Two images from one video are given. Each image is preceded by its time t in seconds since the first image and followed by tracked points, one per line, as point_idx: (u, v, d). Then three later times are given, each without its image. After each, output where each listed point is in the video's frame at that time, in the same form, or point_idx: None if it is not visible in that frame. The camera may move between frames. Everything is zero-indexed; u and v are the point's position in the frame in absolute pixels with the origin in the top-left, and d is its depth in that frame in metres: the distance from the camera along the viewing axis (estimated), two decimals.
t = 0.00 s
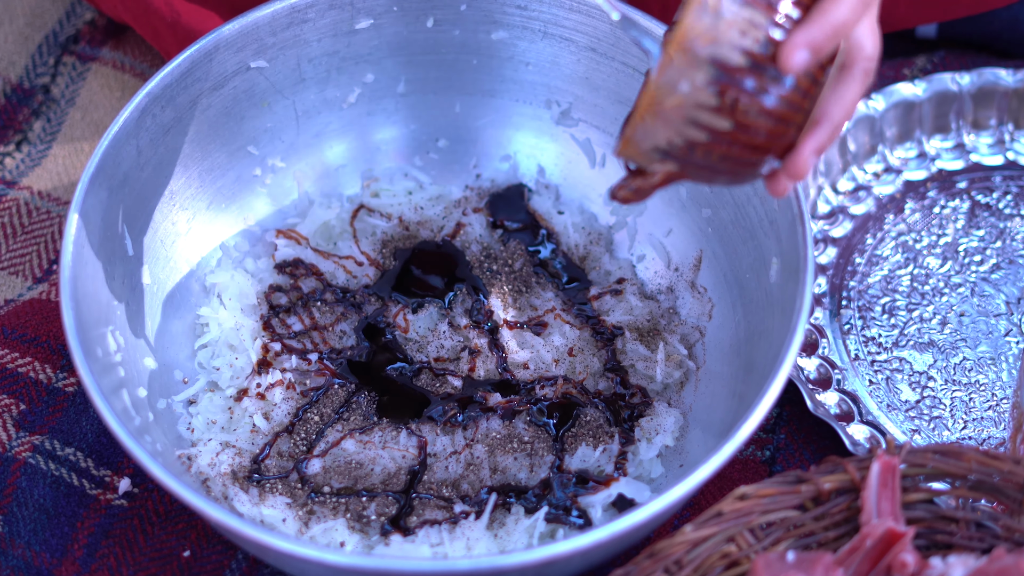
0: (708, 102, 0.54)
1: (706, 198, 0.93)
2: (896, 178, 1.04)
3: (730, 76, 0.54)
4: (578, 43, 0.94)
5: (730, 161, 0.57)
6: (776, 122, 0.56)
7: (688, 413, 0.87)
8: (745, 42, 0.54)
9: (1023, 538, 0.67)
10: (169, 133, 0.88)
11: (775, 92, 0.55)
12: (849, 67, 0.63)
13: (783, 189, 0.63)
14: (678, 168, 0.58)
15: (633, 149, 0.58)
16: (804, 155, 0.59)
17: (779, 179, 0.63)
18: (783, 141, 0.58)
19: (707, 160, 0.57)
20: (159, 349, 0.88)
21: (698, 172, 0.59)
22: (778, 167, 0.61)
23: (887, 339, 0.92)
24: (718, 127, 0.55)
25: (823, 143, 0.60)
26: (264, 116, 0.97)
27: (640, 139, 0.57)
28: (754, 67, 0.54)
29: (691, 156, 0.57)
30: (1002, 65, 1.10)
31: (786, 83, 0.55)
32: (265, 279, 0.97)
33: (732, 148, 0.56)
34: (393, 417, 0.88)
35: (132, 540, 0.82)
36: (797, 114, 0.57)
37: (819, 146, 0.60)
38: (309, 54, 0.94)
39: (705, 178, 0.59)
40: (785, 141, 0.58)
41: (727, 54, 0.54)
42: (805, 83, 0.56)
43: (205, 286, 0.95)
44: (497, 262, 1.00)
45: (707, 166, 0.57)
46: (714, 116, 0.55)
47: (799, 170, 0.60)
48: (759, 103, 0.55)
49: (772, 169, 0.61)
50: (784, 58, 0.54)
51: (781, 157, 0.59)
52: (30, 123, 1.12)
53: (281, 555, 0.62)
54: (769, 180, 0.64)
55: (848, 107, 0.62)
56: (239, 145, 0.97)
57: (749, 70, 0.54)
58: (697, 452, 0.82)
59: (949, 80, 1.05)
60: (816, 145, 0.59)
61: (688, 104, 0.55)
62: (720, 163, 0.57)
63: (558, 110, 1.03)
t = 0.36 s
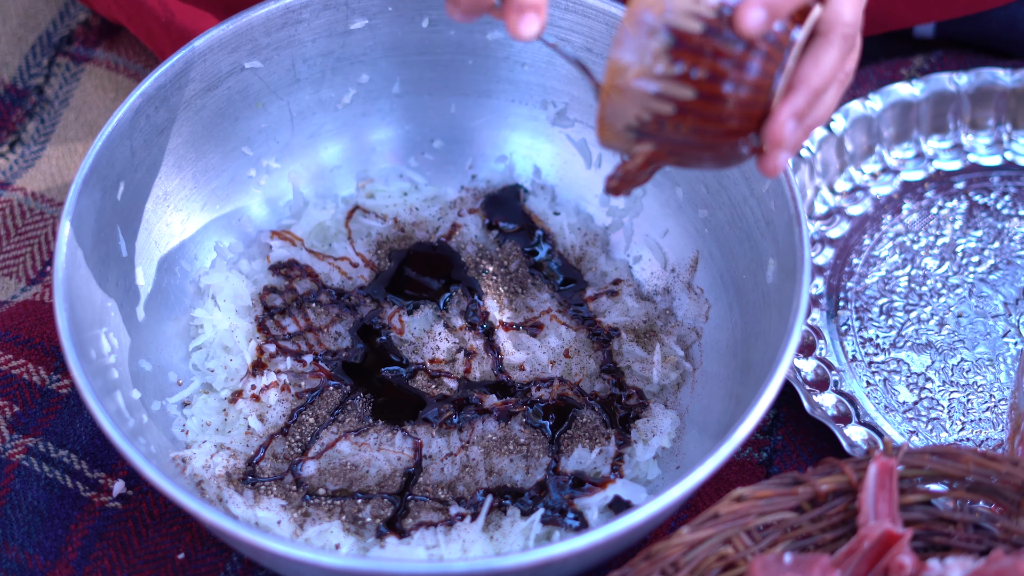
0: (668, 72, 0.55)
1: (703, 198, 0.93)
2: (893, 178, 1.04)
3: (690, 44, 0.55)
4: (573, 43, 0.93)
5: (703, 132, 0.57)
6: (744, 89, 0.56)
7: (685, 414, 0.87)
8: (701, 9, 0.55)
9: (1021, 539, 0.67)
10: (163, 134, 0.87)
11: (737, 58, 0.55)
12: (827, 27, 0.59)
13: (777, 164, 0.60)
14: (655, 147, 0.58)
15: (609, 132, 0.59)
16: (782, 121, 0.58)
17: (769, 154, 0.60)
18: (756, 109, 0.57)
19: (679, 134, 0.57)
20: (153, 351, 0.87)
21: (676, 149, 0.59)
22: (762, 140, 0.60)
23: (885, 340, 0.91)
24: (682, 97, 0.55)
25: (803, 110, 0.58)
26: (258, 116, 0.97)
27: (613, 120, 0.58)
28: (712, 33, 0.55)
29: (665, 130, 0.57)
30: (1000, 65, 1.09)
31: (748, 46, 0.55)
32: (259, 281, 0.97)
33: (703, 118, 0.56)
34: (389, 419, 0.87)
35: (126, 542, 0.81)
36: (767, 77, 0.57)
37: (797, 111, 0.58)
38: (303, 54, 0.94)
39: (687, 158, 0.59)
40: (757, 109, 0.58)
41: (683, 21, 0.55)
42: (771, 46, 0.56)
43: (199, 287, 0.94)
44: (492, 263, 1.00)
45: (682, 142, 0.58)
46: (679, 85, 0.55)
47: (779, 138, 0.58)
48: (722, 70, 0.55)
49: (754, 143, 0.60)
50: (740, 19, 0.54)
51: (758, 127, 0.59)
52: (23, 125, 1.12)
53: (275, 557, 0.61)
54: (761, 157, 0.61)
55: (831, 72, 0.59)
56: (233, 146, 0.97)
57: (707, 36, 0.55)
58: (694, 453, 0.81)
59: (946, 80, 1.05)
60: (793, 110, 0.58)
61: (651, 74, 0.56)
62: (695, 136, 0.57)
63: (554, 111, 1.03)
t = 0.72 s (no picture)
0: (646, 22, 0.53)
1: (704, 199, 0.92)
2: (895, 179, 1.03)
3: None
4: (573, 43, 0.92)
5: (682, 89, 0.54)
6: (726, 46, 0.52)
7: (686, 416, 0.86)
8: None
9: None
10: (161, 136, 0.87)
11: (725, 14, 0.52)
12: None
13: (763, 132, 0.54)
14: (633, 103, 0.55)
15: (587, 87, 0.57)
16: (766, 84, 0.53)
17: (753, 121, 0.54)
18: (740, 71, 0.54)
19: (656, 90, 0.54)
20: (152, 354, 0.87)
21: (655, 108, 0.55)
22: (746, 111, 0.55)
23: (887, 342, 0.91)
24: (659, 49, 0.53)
25: (791, 76, 0.53)
26: (257, 117, 0.97)
27: (590, 73, 0.56)
28: None
29: (643, 84, 0.54)
30: (1002, 65, 1.09)
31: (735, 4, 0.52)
32: (258, 283, 0.96)
33: (680, 75, 0.53)
34: (388, 422, 0.87)
35: (124, 546, 0.81)
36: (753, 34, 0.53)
37: (784, 75, 0.53)
38: (302, 55, 0.93)
39: (665, 121, 0.56)
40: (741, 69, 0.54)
41: None
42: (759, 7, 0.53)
43: (197, 289, 0.94)
44: (492, 265, 0.99)
45: (659, 99, 0.54)
46: (657, 37, 0.53)
47: (762, 102, 0.53)
48: (704, 24, 0.52)
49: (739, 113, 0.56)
50: None
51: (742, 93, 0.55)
52: (20, 126, 1.11)
53: (274, 561, 0.61)
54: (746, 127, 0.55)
55: (825, 43, 0.55)
56: (230, 148, 0.96)
57: None
58: (696, 456, 0.81)
59: (948, 80, 1.04)
60: (780, 74, 0.53)
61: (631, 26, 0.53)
62: (671, 94, 0.54)
63: (554, 112, 1.02)
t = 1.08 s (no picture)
0: (704, 66, 0.53)
1: (707, 197, 0.92)
2: (900, 176, 1.03)
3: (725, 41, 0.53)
4: (576, 40, 0.92)
5: (738, 133, 0.55)
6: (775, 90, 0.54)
7: (690, 415, 0.85)
8: (742, 7, 0.53)
9: None
10: (161, 134, 0.86)
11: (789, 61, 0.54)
12: (863, 28, 0.61)
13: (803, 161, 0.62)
14: (686, 141, 0.55)
15: (634, 122, 0.55)
16: (818, 120, 0.58)
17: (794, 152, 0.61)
18: (791, 113, 0.56)
19: (710, 131, 0.55)
20: (152, 353, 0.86)
21: (705, 145, 0.56)
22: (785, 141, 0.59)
23: (892, 340, 0.90)
24: (720, 95, 0.53)
25: (838, 111, 0.59)
26: (257, 115, 0.96)
27: (640, 109, 0.54)
28: (751, 31, 0.53)
29: (698, 126, 0.54)
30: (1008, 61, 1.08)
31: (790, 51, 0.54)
32: (259, 282, 0.95)
33: (735, 118, 0.54)
34: (390, 421, 0.86)
35: (125, 546, 0.80)
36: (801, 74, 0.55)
37: (834, 111, 0.58)
38: (303, 52, 0.93)
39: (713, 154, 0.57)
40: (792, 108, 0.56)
41: (723, 16, 0.53)
42: (811, 51, 0.55)
43: (198, 287, 0.93)
44: (494, 263, 0.99)
45: (714, 140, 0.55)
46: (719, 83, 0.53)
47: (811, 137, 0.58)
48: (763, 71, 0.53)
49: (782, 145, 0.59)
50: (787, 23, 0.53)
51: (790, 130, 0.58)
52: (20, 124, 1.11)
53: (275, 561, 0.60)
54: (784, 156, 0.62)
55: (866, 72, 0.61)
56: (231, 146, 0.96)
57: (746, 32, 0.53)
58: (699, 455, 0.80)
59: (954, 77, 1.03)
60: (831, 110, 0.58)
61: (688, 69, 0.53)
62: (727, 135, 0.55)
63: (557, 109, 1.02)
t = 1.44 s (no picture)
0: (910, 148, 0.54)
1: (711, 195, 0.91)
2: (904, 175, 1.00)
3: (940, 124, 0.55)
4: (579, 37, 0.92)
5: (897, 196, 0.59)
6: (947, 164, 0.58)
7: (693, 414, 0.85)
8: (951, 92, 0.55)
9: None
10: (163, 131, 0.86)
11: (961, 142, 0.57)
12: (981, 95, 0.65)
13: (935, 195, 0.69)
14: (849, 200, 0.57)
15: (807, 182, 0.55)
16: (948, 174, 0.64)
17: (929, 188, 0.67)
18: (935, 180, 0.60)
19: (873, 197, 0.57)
20: (153, 351, 0.86)
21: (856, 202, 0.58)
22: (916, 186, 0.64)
23: (896, 339, 0.90)
24: (908, 171, 0.56)
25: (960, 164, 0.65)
26: (259, 112, 0.95)
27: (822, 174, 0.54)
28: (958, 114, 0.56)
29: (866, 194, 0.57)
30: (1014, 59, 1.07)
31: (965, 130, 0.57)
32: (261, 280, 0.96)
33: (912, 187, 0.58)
34: (391, 420, 0.86)
35: (125, 545, 0.80)
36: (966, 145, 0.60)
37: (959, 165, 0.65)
38: (305, 49, 0.93)
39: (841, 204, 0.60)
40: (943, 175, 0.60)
41: (938, 103, 0.54)
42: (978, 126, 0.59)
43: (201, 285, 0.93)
44: (497, 261, 0.98)
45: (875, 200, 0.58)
46: (917, 160, 0.55)
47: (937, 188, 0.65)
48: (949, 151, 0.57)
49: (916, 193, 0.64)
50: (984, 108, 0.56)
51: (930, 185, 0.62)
52: (20, 121, 1.11)
53: (277, 560, 0.60)
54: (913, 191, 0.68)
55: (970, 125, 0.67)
56: (232, 143, 0.95)
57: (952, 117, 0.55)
58: (703, 454, 0.80)
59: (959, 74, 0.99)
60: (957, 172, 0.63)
61: (945, 146, 0.56)
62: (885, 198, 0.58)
63: (560, 106, 1.01)
